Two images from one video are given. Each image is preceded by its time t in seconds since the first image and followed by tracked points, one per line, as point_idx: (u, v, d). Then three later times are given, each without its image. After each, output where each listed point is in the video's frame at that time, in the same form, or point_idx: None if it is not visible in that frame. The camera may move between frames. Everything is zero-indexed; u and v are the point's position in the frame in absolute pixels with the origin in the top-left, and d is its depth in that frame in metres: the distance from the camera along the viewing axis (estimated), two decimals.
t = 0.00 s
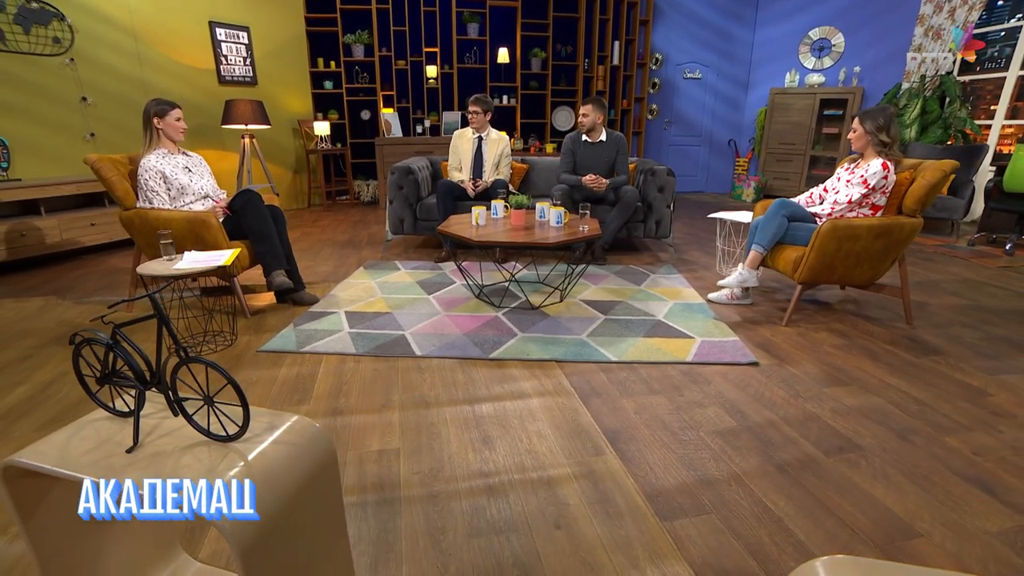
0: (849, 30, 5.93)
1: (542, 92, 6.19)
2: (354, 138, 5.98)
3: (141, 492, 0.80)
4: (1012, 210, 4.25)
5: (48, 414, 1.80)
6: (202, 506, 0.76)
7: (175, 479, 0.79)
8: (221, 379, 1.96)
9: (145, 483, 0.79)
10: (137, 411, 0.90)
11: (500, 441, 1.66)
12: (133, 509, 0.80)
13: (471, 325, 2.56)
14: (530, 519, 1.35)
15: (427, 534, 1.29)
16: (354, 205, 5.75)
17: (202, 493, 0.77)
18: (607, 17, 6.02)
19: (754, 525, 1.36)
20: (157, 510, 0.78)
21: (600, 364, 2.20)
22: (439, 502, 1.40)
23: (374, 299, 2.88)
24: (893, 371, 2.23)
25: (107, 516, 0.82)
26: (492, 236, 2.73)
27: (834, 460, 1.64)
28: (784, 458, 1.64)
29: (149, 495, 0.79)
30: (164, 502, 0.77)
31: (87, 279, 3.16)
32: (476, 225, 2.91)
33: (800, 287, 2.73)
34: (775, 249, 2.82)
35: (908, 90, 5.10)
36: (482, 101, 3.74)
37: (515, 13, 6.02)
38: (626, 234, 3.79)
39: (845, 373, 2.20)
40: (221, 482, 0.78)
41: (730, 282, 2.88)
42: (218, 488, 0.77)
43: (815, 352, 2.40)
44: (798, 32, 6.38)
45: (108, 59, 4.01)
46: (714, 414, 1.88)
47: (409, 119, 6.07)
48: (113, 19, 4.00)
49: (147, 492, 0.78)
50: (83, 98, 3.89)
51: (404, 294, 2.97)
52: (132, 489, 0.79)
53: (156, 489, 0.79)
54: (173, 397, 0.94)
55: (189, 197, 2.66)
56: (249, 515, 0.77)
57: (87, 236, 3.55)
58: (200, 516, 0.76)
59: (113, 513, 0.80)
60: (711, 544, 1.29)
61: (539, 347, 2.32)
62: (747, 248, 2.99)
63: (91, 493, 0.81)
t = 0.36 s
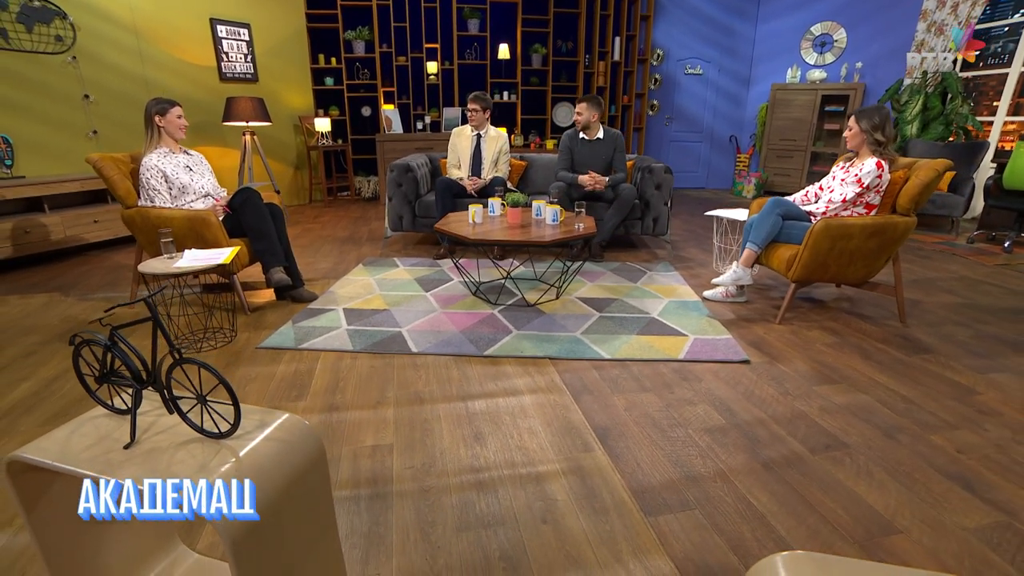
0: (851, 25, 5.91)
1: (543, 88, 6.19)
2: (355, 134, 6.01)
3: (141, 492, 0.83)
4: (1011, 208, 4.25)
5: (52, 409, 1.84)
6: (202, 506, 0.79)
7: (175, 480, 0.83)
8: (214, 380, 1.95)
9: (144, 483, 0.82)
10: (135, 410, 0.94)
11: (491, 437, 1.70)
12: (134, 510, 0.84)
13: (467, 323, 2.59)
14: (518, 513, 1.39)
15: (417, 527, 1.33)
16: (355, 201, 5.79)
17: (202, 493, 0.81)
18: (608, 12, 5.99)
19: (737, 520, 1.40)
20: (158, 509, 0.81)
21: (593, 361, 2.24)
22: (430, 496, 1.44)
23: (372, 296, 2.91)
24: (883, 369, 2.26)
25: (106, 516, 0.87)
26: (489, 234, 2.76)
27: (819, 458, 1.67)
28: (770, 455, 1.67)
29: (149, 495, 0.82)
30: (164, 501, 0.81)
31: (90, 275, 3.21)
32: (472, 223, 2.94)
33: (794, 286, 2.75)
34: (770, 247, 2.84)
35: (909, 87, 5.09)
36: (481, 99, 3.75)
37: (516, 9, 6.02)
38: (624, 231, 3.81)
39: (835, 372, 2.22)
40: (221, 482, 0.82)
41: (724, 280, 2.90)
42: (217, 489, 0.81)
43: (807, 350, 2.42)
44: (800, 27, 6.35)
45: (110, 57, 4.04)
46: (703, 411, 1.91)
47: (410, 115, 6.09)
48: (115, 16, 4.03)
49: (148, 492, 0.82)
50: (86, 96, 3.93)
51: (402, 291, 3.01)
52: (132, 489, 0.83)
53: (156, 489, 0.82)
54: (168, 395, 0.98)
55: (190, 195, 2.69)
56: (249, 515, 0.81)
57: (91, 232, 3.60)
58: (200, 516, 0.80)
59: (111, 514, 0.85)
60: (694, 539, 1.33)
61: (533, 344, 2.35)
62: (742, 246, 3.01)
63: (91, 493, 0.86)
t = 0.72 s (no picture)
0: (853, 19, 5.87)
1: (542, 82, 6.18)
2: (355, 129, 6.03)
3: (142, 492, 0.86)
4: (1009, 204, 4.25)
5: (55, 404, 1.89)
6: (203, 506, 0.83)
7: (175, 480, 0.85)
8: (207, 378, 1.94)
9: (144, 482, 0.85)
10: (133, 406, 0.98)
11: (482, 432, 1.74)
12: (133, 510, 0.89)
13: (463, 318, 2.63)
14: (506, 506, 1.43)
15: (408, 519, 1.37)
16: (355, 196, 5.82)
17: (203, 493, 0.84)
18: (608, 6, 5.97)
19: (719, 514, 1.43)
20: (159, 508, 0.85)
21: (585, 357, 2.27)
22: (422, 489, 1.49)
23: (370, 292, 2.95)
24: (872, 366, 2.28)
25: (106, 515, 0.95)
26: (485, 230, 2.78)
27: (803, 453, 1.70)
28: (755, 451, 1.71)
29: (149, 495, 0.85)
30: (165, 501, 0.84)
31: (92, 271, 3.25)
32: (468, 220, 2.97)
33: (787, 282, 2.77)
34: (764, 244, 2.86)
35: (911, 81, 5.06)
36: (479, 94, 3.76)
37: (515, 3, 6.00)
38: (621, 226, 3.83)
39: (824, 368, 2.25)
40: (221, 483, 0.85)
41: (718, 276, 2.92)
42: (217, 488, 0.84)
43: (798, 347, 2.45)
44: (801, 21, 6.32)
45: (110, 53, 4.07)
46: (692, 407, 1.94)
47: (410, 110, 6.09)
48: (114, 12, 4.04)
49: (148, 492, 0.84)
50: (86, 92, 3.96)
51: (399, 287, 3.04)
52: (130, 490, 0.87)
53: (155, 489, 0.85)
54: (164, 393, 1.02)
55: (190, 192, 2.72)
56: (249, 515, 0.86)
57: (93, 228, 3.64)
58: (200, 515, 0.83)
59: (110, 514, 0.93)
60: (676, 532, 1.37)
61: (527, 340, 2.39)
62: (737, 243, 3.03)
63: (92, 494, 0.95)
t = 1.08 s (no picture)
0: (855, 12, 5.85)
1: (542, 76, 6.17)
2: (355, 123, 6.04)
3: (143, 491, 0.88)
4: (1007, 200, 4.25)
5: (58, 397, 1.93)
6: (203, 504, 0.86)
7: (175, 480, 0.87)
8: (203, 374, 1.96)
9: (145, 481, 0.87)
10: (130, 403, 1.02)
11: (474, 426, 1.78)
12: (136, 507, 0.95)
13: (458, 314, 2.66)
14: (495, 499, 1.47)
15: (400, 511, 1.42)
16: (355, 190, 5.85)
17: (202, 493, 0.86)
18: None
19: (703, 508, 1.47)
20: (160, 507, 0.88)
21: (578, 352, 2.31)
22: (414, 482, 1.53)
23: (367, 287, 2.99)
24: (861, 362, 2.31)
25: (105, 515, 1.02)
26: (481, 226, 2.81)
27: (789, 448, 1.74)
28: (741, 446, 1.75)
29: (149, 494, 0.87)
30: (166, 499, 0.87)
31: (94, 266, 3.30)
32: (465, 216, 2.99)
33: (780, 278, 2.80)
34: (757, 240, 2.88)
35: (911, 75, 5.04)
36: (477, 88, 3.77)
37: None
38: (617, 221, 3.85)
39: (814, 364, 2.28)
40: (221, 483, 0.88)
41: (712, 272, 2.95)
42: (217, 488, 0.87)
43: (789, 343, 2.48)
44: (802, 14, 6.29)
45: (110, 49, 4.09)
46: (681, 402, 1.98)
47: (409, 104, 6.10)
48: (113, 7, 4.06)
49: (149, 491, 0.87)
50: (86, 87, 3.98)
51: (396, 282, 3.08)
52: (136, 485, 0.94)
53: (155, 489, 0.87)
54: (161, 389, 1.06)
55: (189, 189, 2.76)
56: (250, 515, 0.92)
57: (95, 223, 3.68)
58: (199, 514, 0.87)
59: (110, 514, 1.00)
60: (660, 525, 1.40)
61: (521, 335, 2.42)
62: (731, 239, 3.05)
63: (91, 494, 1.02)
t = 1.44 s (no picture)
0: (856, 5, 5.82)
1: (540, 69, 6.15)
2: (354, 117, 6.05)
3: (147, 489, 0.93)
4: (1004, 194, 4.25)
5: (61, 391, 1.98)
6: (203, 505, 0.90)
7: (175, 480, 0.90)
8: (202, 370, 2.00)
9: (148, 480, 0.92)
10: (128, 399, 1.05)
11: (466, 420, 1.82)
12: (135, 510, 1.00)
13: (454, 309, 2.70)
14: (485, 492, 1.51)
15: (392, 502, 1.46)
16: (354, 183, 5.87)
17: (202, 493, 0.90)
18: None
19: (688, 500, 1.51)
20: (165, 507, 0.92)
21: (570, 347, 2.34)
22: (406, 474, 1.57)
23: (364, 282, 3.02)
24: (851, 357, 2.34)
25: (105, 514, 1.07)
26: (477, 222, 2.83)
27: (774, 442, 1.78)
28: (727, 440, 1.78)
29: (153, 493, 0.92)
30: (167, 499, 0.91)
31: (94, 261, 3.33)
32: (461, 211, 3.02)
33: (773, 274, 2.82)
34: (751, 235, 2.90)
35: (912, 69, 5.03)
36: (472, 83, 3.77)
37: None
38: (614, 216, 3.87)
39: (804, 359, 2.31)
40: (220, 483, 0.92)
41: (706, 267, 2.98)
42: (216, 489, 0.92)
43: (780, 338, 2.51)
44: (802, 6, 6.25)
45: (108, 43, 4.10)
46: (671, 396, 2.02)
47: (408, 97, 6.10)
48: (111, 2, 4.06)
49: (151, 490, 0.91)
50: (86, 82, 4.00)
51: (393, 277, 3.11)
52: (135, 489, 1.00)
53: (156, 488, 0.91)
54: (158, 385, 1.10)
55: (188, 183, 2.77)
56: (250, 515, 0.97)
57: (95, 218, 3.72)
58: (199, 513, 0.91)
59: (111, 513, 1.05)
60: (645, 516, 1.44)
61: (515, 330, 2.45)
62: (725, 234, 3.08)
63: (91, 494, 1.06)
